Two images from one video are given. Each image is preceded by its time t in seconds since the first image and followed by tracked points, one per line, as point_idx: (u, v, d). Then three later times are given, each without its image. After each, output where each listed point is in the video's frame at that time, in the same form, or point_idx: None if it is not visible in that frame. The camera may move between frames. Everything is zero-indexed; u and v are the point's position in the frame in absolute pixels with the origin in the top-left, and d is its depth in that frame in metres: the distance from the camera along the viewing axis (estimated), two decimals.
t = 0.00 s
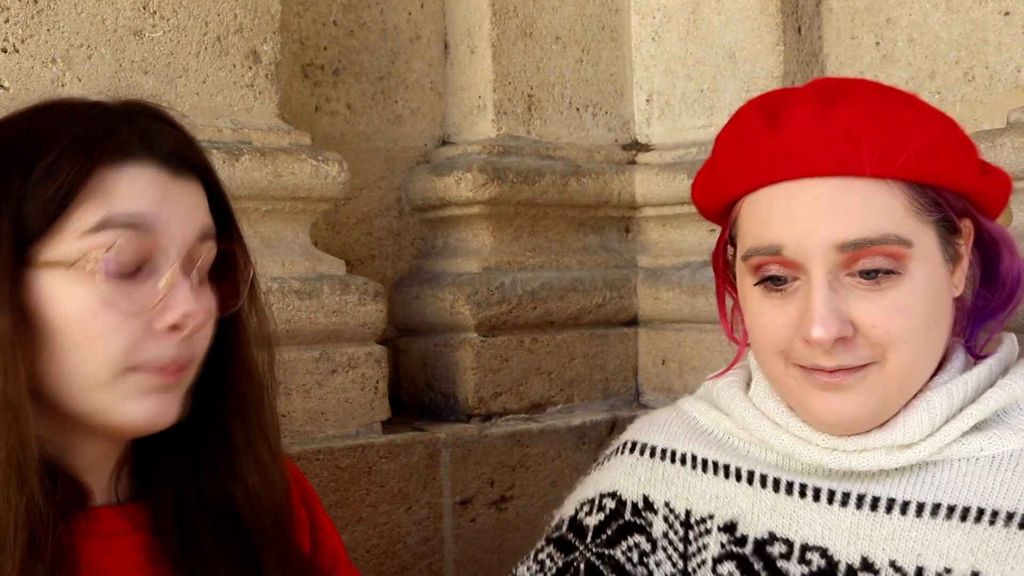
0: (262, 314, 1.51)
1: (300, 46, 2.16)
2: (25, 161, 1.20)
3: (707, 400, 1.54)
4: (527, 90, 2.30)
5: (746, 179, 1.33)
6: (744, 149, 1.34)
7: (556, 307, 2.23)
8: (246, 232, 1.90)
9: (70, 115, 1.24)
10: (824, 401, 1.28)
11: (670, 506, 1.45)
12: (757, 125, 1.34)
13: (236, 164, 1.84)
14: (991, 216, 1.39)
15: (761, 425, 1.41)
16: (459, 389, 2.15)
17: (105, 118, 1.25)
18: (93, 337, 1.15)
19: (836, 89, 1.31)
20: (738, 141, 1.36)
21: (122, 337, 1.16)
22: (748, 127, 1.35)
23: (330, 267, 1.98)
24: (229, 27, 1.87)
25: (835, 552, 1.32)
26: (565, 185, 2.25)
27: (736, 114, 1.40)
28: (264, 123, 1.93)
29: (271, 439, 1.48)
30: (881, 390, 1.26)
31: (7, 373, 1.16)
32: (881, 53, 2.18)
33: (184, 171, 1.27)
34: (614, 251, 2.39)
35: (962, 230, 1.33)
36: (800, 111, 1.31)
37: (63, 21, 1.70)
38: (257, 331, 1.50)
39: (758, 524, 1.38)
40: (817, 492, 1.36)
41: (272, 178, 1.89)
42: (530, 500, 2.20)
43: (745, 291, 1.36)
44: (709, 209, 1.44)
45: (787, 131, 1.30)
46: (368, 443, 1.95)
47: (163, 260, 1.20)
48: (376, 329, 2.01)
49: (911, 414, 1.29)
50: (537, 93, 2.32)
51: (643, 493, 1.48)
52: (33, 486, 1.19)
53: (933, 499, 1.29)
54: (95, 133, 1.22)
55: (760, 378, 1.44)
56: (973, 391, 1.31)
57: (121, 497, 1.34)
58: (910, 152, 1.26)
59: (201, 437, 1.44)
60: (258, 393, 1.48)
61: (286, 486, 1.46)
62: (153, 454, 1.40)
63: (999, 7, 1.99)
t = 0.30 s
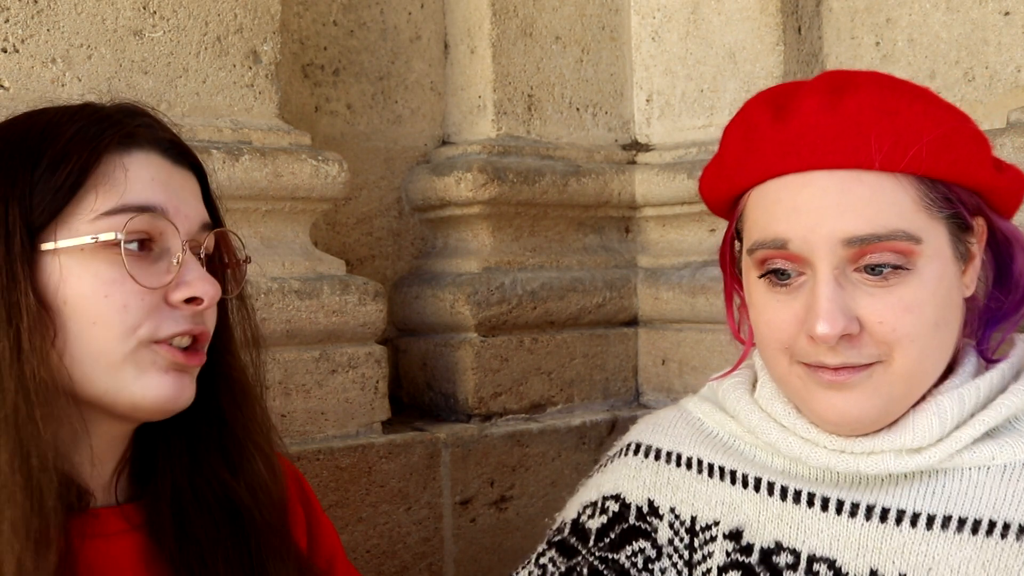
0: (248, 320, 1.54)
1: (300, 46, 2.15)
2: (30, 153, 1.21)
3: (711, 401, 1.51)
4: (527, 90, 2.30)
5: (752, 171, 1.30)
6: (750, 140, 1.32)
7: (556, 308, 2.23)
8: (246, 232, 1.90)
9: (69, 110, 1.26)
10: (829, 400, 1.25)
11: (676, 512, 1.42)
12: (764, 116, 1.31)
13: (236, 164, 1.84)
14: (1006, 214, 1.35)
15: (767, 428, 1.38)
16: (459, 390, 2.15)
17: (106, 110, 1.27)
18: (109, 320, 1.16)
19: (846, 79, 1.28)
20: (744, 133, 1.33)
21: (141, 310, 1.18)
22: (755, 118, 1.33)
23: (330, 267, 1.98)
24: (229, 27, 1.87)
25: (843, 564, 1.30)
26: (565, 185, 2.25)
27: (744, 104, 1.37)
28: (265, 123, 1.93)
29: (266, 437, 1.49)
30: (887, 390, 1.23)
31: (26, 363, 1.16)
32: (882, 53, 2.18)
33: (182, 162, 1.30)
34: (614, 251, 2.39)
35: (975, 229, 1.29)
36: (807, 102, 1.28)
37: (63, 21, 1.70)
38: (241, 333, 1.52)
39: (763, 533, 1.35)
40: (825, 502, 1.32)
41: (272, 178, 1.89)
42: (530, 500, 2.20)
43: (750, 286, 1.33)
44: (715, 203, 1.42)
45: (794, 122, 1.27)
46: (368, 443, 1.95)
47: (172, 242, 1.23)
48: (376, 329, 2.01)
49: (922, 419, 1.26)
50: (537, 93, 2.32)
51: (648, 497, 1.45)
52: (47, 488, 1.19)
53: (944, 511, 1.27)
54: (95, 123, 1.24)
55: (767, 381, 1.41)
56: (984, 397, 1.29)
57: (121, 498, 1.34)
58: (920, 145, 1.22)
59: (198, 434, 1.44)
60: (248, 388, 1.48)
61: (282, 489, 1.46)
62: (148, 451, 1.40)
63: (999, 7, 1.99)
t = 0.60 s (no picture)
0: (251, 318, 1.54)
1: (300, 46, 2.15)
2: (26, 157, 1.21)
3: (716, 403, 1.50)
4: (527, 90, 2.30)
5: (762, 178, 1.29)
6: (760, 145, 1.30)
7: (556, 307, 2.23)
8: (246, 232, 1.90)
9: (67, 111, 1.25)
10: (838, 412, 1.24)
11: (680, 515, 1.42)
12: (775, 121, 1.29)
13: (236, 164, 1.84)
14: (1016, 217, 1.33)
15: (772, 434, 1.37)
16: (459, 390, 2.15)
17: (105, 114, 1.27)
18: (99, 331, 1.17)
19: (859, 85, 1.26)
20: (753, 136, 1.32)
21: (132, 324, 1.17)
22: (767, 122, 1.31)
23: (330, 267, 1.98)
24: (229, 27, 1.87)
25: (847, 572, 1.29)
26: (565, 185, 2.25)
27: (753, 106, 1.35)
28: (265, 123, 1.93)
29: (268, 437, 1.49)
30: (897, 403, 1.22)
31: (15, 370, 1.18)
32: (882, 53, 2.18)
33: (183, 167, 1.29)
34: (614, 251, 2.39)
35: (986, 234, 1.28)
36: (820, 108, 1.25)
37: (63, 21, 1.70)
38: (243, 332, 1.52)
39: (768, 539, 1.35)
40: (831, 510, 1.32)
41: (272, 178, 1.89)
42: (530, 500, 2.20)
43: (759, 294, 1.31)
44: (723, 204, 1.40)
45: (805, 128, 1.25)
46: (368, 443, 1.95)
47: (167, 252, 1.22)
48: (376, 329, 2.01)
49: (929, 428, 1.25)
50: (537, 93, 2.32)
51: (652, 500, 1.45)
52: (29, 495, 1.20)
53: (950, 521, 1.26)
54: (94, 127, 1.24)
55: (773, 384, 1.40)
56: (992, 405, 1.27)
57: (120, 499, 1.34)
58: (935, 154, 1.21)
59: (197, 436, 1.44)
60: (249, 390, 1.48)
61: (282, 488, 1.46)
62: (149, 456, 1.40)
63: (999, 7, 2.00)
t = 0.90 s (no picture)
0: (256, 316, 1.52)
1: (300, 46, 2.16)
2: (22, 163, 1.21)
3: (724, 403, 1.50)
4: (527, 90, 2.30)
5: (775, 186, 1.28)
6: (772, 153, 1.29)
7: (556, 308, 2.23)
8: (245, 233, 1.90)
9: (68, 117, 1.25)
10: (855, 420, 1.24)
11: (688, 516, 1.42)
12: (787, 128, 1.28)
13: (236, 164, 1.84)
14: None
15: (784, 437, 1.37)
16: (459, 390, 2.15)
17: (104, 121, 1.27)
18: (92, 346, 1.17)
19: (872, 92, 1.25)
20: (765, 145, 1.31)
21: (125, 340, 1.18)
22: (778, 129, 1.30)
23: (330, 267, 1.98)
24: (229, 27, 1.87)
25: None
26: (565, 185, 2.26)
27: (763, 113, 1.34)
28: (264, 124, 1.93)
29: (270, 439, 1.48)
30: (914, 410, 1.22)
31: (11, 382, 1.18)
32: (882, 53, 2.18)
33: (185, 175, 1.28)
34: (614, 251, 2.39)
35: (999, 235, 1.27)
36: (834, 116, 1.25)
37: (63, 21, 1.70)
38: (250, 331, 1.50)
39: (778, 541, 1.35)
40: (841, 513, 1.32)
41: (272, 178, 1.89)
42: (530, 500, 2.20)
43: (772, 303, 1.31)
44: (732, 210, 1.39)
45: (819, 137, 1.24)
46: (368, 443, 1.95)
47: (164, 267, 1.21)
48: (376, 329, 2.01)
49: (943, 433, 1.25)
50: (537, 93, 2.32)
51: (660, 500, 1.44)
52: (30, 507, 1.20)
53: (962, 525, 1.26)
54: (94, 136, 1.24)
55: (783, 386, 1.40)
56: (1005, 409, 1.28)
57: (120, 501, 1.34)
58: (951, 162, 1.20)
59: (200, 438, 1.44)
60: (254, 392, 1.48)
61: (284, 489, 1.46)
62: (151, 458, 1.39)
63: (999, 7, 2.00)
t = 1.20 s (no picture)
0: (256, 317, 1.52)
1: (300, 46, 2.15)
2: (23, 164, 1.21)
3: (730, 402, 1.49)
4: (527, 90, 2.30)
5: (788, 195, 1.27)
6: (784, 160, 1.27)
7: (556, 308, 2.23)
8: (245, 233, 1.89)
9: (70, 118, 1.25)
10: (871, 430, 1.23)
11: (694, 516, 1.41)
12: (798, 136, 1.27)
13: (236, 164, 1.84)
14: None
15: (792, 441, 1.36)
16: (459, 389, 2.15)
17: (107, 123, 1.27)
18: (92, 348, 1.17)
19: (885, 99, 1.24)
20: (775, 153, 1.29)
21: (125, 343, 1.18)
22: (789, 137, 1.28)
23: (330, 267, 1.98)
24: (229, 27, 1.87)
25: None
26: (565, 185, 2.26)
27: (771, 120, 1.33)
28: (265, 124, 1.93)
29: (269, 441, 1.48)
30: (929, 417, 1.22)
31: (13, 383, 1.18)
32: (882, 53, 2.18)
33: (187, 178, 1.28)
34: (614, 251, 2.39)
35: (1009, 236, 1.27)
36: (847, 123, 1.24)
37: (63, 21, 1.70)
38: (250, 331, 1.50)
39: (785, 542, 1.35)
40: (850, 514, 1.32)
41: (272, 179, 1.89)
42: (531, 500, 2.20)
43: (784, 311, 1.29)
44: (740, 216, 1.38)
45: (833, 146, 1.23)
46: (368, 443, 1.95)
47: (164, 270, 1.21)
48: (376, 329, 2.01)
49: (955, 439, 1.24)
50: (537, 93, 2.32)
51: (665, 500, 1.44)
52: (32, 507, 1.20)
53: (972, 528, 1.27)
54: (96, 138, 1.24)
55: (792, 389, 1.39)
56: (1015, 413, 1.28)
57: (120, 501, 1.34)
58: (966, 168, 1.20)
59: (200, 439, 1.44)
60: (255, 392, 1.48)
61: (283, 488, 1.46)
62: (150, 458, 1.39)
63: (999, 7, 2.00)
